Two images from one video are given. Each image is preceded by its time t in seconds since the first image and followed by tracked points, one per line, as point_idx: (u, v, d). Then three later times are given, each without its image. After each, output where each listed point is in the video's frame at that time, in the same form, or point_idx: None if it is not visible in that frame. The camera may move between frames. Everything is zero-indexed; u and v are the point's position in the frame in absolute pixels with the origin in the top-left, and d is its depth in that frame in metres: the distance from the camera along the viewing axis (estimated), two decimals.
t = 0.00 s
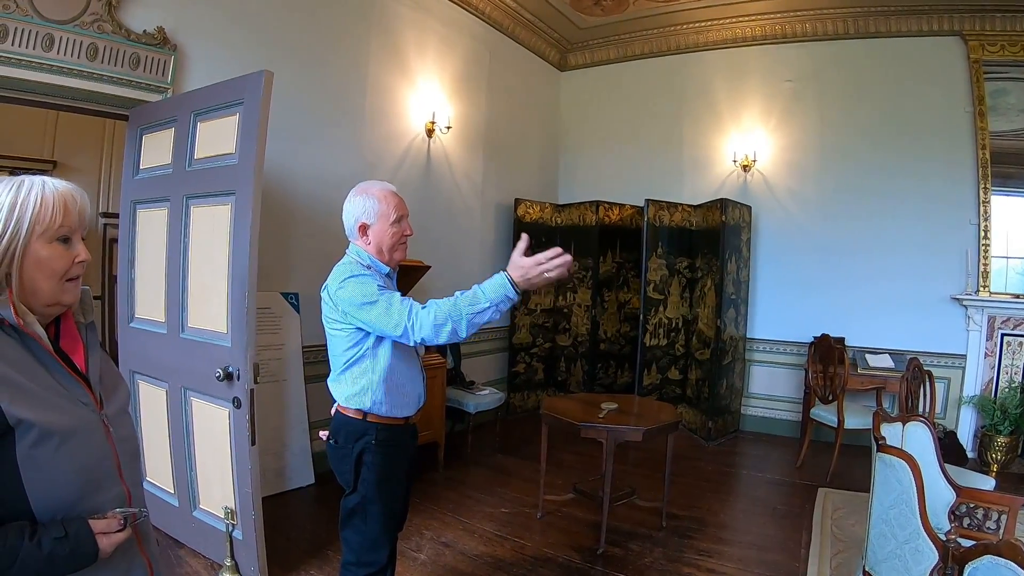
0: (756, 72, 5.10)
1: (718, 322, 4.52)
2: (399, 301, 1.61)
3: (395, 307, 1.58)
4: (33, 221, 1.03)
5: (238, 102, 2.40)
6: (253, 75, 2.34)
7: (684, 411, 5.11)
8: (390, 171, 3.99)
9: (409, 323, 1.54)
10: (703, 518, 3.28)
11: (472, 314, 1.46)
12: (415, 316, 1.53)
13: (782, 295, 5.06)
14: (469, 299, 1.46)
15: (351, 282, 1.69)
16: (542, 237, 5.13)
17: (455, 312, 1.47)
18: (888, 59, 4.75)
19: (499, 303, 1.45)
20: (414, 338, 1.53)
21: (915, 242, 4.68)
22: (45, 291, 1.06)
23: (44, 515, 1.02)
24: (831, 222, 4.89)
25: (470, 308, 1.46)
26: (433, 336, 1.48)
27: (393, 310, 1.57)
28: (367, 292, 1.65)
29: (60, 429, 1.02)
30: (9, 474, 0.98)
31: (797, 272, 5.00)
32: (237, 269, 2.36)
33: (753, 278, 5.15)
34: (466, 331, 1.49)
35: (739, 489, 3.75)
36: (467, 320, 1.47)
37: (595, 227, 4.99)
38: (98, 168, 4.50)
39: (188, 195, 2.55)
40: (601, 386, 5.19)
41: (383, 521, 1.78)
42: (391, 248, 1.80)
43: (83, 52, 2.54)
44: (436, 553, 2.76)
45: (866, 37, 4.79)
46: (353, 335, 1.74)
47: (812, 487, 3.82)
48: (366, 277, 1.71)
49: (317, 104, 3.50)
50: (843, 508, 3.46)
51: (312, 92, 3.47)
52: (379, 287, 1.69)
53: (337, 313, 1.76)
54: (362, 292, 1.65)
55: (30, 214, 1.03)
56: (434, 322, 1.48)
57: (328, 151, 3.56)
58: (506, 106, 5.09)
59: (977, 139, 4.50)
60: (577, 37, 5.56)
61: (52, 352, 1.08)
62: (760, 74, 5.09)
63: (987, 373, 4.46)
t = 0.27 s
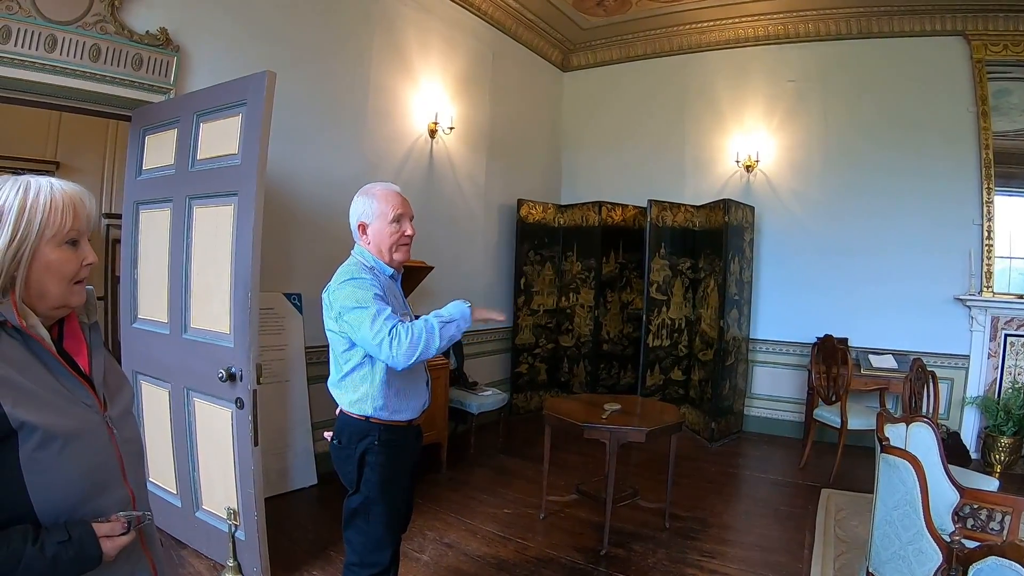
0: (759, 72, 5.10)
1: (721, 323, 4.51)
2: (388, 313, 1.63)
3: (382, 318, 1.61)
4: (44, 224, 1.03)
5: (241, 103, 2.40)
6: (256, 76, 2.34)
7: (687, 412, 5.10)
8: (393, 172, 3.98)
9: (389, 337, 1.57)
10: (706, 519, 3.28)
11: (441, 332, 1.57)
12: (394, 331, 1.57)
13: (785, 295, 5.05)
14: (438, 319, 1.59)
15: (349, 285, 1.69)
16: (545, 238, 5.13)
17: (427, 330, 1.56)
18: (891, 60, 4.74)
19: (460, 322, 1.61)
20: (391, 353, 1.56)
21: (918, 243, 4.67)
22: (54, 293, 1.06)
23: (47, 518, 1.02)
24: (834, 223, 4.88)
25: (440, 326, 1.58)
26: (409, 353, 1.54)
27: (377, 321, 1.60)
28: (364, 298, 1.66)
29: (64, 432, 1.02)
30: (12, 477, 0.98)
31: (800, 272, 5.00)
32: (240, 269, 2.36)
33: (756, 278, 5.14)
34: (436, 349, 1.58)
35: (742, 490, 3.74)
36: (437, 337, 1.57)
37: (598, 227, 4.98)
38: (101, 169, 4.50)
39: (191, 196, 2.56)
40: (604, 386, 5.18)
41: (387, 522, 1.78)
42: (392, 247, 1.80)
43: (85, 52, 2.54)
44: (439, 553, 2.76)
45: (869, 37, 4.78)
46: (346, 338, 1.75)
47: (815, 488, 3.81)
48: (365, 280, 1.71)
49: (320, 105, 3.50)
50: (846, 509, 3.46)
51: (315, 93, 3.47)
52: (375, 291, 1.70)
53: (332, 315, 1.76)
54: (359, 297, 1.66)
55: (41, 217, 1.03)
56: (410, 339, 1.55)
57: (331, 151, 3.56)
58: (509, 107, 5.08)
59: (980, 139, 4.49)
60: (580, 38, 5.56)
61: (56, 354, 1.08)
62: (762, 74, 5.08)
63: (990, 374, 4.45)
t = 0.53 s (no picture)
0: (760, 71, 5.09)
1: (723, 322, 4.51)
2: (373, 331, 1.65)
3: (366, 339, 1.63)
4: (46, 225, 1.03)
5: (242, 102, 2.40)
6: (257, 75, 2.34)
7: (689, 412, 5.10)
8: (394, 171, 3.98)
9: (367, 364, 1.62)
10: (708, 519, 3.27)
11: (415, 379, 1.66)
12: (372, 361, 1.62)
13: (787, 295, 5.04)
14: (417, 364, 1.67)
15: (344, 290, 1.69)
16: (546, 237, 5.13)
17: (402, 373, 1.64)
18: (892, 59, 4.73)
19: (435, 374, 1.71)
20: (362, 381, 1.62)
21: (920, 242, 4.66)
22: (56, 294, 1.06)
23: (49, 519, 1.01)
24: (836, 222, 4.88)
25: (417, 371, 1.67)
26: (379, 386, 1.61)
27: (359, 344, 1.63)
28: (355, 308, 1.66)
29: (66, 433, 1.01)
30: (14, 478, 0.98)
31: (802, 272, 4.99)
32: (242, 269, 2.36)
33: (758, 277, 5.13)
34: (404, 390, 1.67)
35: (744, 489, 3.73)
36: (410, 381, 1.65)
37: (600, 227, 4.98)
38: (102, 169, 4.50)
39: (192, 196, 2.55)
40: (606, 386, 5.18)
41: (387, 523, 1.77)
42: (392, 242, 1.80)
43: (86, 52, 2.54)
44: (441, 554, 2.76)
45: (871, 35, 4.77)
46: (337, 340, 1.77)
47: (818, 488, 3.80)
48: (360, 284, 1.71)
49: (321, 104, 3.49)
50: (848, 509, 3.45)
51: (317, 92, 3.47)
52: (370, 295, 1.70)
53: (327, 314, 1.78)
54: (351, 305, 1.66)
55: (43, 218, 1.03)
56: (385, 376, 1.62)
57: (332, 151, 3.56)
58: (510, 106, 5.08)
59: (982, 138, 4.48)
60: (581, 37, 5.55)
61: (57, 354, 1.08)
62: (764, 73, 5.08)
63: (992, 373, 4.44)
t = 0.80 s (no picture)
0: (760, 70, 5.08)
1: (724, 321, 4.51)
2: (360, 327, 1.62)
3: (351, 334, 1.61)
4: (45, 224, 1.03)
5: (242, 101, 2.40)
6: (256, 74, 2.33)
7: (689, 411, 5.10)
8: (394, 171, 3.98)
9: (349, 357, 1.59)
10: (709, 519, 3.27)
11: (396, 373, 1.51)
12: (358, 352, 1.58)
13: (788, 293, 5.04)
14: (401, 357, 1.52)
15: (337, 288, 1.68)
16: (546, 237, 5.13)
17: (385, 363, 1.53)
18: (893, 58, 4.73)
19: (425, 369, 1.50)
20: (348, 372, 1.59)
21: (921, 241, 4.65)
22: (56, 293, 1.06)
23: (50, 521, 1.01)
24: (837, 221, 4.87)
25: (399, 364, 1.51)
26: (359, 375, 1.55)
27: (346, 339, 1.61)
28: (348, 307, 1.63)
29: (67, 433, 1.01)
30: (14, 480, 0.97)
31: (802, 271, 4.99)
32: (241, 269, 2.35)
33: (758, 276, 5.13)
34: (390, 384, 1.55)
35: (745, 489, 3.73)
36: (391, 375, 1.53)
37: (600, 226, 4.98)
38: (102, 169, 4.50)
39: (191, 195, 2.55)
40: (606, 386, 5.18)
41: (387, 522, 1.76)
42: (385, 243, 1.79)
43: (85, 52, 2.53)
44: (441, 553, 2.76)
45: (871, 34, 4.77)
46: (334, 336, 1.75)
47: (818, 487, 3.80)
48: (352, 284, 1.69)
49: (321, 104, 3.49)
50: (849, 508, 3.45)
51: (316, 92, 3.47)
52: (362, 295, 1.68)
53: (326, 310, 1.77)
54: (341, 302, 1.65)
55: (43, 217, 1.03)
56: (363, 368, 1.54)
57: (332, 150, 3.56)
58: (510, 106, 5.08)
59: (982, 137, 4.48)
60: (581, 36, 5.55)
61: (56, 354, 1.07)
62: (764, 72, 5.07)
63: (993, 372, 4.43)
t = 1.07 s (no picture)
0: (760, 69, 5.08)
1: (723, 321, 4.51)
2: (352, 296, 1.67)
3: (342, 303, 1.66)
4: (45, 223, 1.03)
5: (241, 101, 2.39)
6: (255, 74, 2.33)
7: (689, 410, 5.10)
8: (394, 170, 3.98)
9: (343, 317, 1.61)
10: (709, 518, 3.27)
11: (380, 294, 1.51)
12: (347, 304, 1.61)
13: (788, 293, 5.04)
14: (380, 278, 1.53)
15: (334, 279, 1.73)
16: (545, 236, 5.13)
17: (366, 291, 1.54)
18: (892, 57, 4.73)
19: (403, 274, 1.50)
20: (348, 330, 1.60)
21: (920, 240, 4.65)
22: (57, 293, 1.05)
23: (50, 523, 1.01)
24: (836, 220, 4.87)
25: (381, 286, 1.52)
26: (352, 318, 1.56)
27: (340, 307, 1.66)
28: (341, 285, 1.70)
29: (66, 434, 1.01)
30: (14, 481, 0.97)
31: (801, 270, 4.99)
32: (241, 268, 2.35)
33: (758, 275, 5.13)
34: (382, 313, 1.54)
35: (745, 488, 3.73)
36: (378, 302, 1.52)
37: (600, 226, 4.97)
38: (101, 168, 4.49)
39: (191, 194, 2.55)
40: (606, 385, 5.17)
41: (382, 521, 1.75)
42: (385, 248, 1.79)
43: (85, 51, 2.53)
44: (441, 553, 2.75)
45: (871, 34, 4.76)
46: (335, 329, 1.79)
47: (818, 486, 3.80)
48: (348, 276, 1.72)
49: (320, 103, 3.49)
50: (849, 507, 3.45)
51: (316, 91, 3.47)
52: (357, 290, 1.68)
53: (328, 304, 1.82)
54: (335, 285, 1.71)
55: (43, 216, 1.02)
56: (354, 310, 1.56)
57: (331, 149, 3.55)
58: (510, 105, 5.08)
59: (982, 136, 4.48)
60: (581, 36, 5.55)
61: (56, 355, 1.07)
62: (764, 71, 5.07)
63: (992, 371, 4.44)
